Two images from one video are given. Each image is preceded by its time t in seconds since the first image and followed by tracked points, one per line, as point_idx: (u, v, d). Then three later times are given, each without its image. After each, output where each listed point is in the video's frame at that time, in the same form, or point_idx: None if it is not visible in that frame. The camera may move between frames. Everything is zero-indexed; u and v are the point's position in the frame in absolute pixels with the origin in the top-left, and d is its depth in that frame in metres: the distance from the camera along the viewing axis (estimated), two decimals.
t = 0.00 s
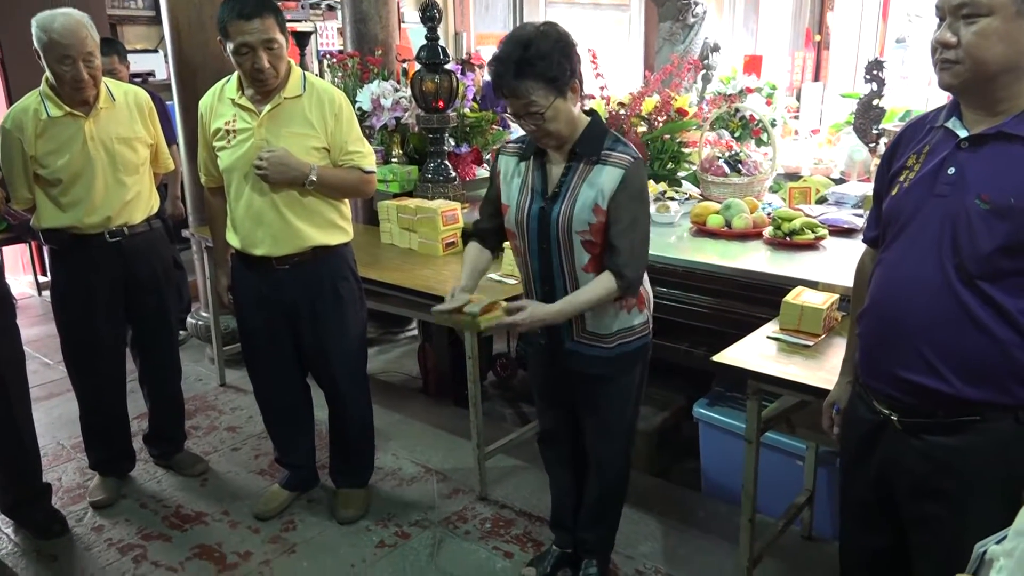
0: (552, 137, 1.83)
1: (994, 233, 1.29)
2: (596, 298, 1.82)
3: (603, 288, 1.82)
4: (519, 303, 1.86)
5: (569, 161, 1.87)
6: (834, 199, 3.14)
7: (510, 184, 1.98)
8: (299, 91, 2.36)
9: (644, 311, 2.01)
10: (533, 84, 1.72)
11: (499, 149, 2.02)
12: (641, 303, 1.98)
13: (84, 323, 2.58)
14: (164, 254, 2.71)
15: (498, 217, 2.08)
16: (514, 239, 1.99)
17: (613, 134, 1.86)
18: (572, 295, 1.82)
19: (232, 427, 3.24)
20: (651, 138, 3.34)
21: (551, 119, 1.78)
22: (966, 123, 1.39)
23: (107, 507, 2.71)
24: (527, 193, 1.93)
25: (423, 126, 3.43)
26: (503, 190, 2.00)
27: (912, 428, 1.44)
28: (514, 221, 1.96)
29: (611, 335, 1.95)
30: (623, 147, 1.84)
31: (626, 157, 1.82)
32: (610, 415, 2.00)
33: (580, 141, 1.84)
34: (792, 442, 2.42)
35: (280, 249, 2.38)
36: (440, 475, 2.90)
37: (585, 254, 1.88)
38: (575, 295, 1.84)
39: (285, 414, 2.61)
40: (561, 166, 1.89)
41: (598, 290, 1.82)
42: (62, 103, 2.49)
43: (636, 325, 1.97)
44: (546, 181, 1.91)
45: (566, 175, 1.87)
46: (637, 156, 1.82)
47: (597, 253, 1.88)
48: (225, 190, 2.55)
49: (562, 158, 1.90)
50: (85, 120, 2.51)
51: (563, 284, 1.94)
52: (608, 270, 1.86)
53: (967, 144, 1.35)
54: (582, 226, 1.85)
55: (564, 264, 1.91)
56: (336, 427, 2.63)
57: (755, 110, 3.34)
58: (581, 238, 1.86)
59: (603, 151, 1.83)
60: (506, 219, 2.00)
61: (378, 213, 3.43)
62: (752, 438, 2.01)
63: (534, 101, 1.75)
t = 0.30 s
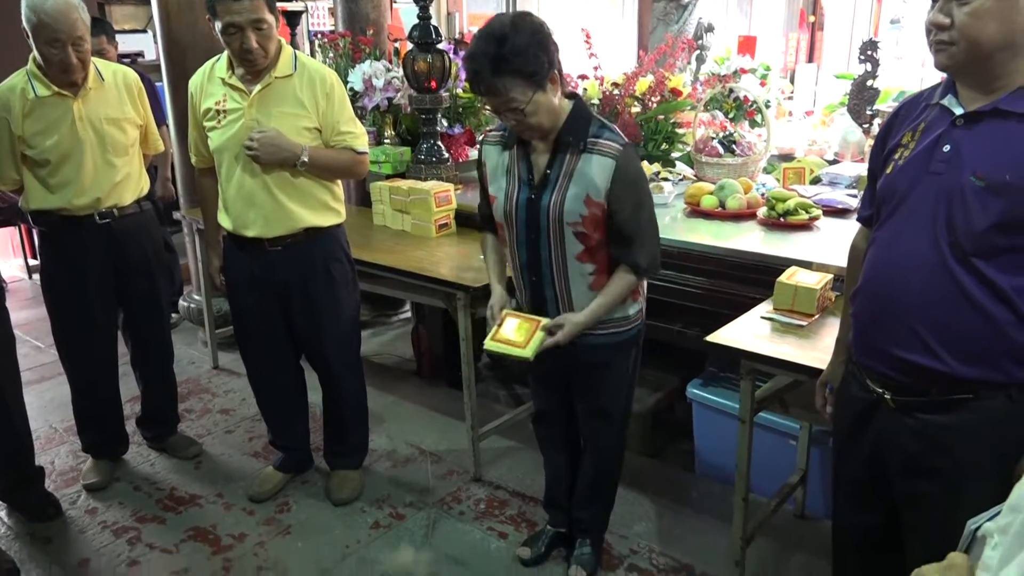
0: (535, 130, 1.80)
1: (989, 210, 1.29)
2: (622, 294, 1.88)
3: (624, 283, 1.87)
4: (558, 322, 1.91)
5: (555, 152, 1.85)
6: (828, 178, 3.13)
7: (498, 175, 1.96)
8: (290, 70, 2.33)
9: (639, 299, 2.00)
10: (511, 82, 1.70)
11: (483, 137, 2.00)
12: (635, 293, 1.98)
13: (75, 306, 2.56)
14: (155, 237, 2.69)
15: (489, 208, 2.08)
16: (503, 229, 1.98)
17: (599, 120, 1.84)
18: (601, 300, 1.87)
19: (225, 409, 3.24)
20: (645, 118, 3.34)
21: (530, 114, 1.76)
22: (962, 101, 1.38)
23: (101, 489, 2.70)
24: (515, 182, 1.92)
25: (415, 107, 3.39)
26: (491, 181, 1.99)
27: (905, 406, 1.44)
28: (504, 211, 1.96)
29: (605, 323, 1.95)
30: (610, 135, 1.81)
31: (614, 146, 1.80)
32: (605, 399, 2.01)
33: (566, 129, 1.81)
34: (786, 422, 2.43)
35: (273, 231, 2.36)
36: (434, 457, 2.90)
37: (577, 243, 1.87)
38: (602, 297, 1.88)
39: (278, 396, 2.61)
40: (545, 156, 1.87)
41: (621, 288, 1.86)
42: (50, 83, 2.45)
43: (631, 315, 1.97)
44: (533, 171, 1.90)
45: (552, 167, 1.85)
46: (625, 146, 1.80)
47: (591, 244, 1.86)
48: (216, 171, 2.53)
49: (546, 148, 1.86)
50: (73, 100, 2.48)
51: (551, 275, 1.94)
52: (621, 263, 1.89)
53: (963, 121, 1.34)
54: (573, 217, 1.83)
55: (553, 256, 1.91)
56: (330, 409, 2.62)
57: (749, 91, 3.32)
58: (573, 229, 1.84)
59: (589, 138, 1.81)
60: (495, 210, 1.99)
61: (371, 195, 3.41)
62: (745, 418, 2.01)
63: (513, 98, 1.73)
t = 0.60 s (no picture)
0: (532, 63, 1.77)
1: (988, 150, 1.27)
2: (626, 219, 1.87)
3: (628, 211, 1.86)
4: (557, 244, 1.89)
5: (553, 85, 1.82)
6: (823, 124, 3.10)
7: (493, 108, 1.93)
8: (279, 2, 2.26)
9: (631, 240, 1.98)
10: (509, 12, 1.67)
11: (478, 71, 1.96)
12: (629, 233, 1.96)
13: (61, 241, 2.53)
14: (141, 173, 2.64)
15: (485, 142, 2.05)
16: (498, 164, 1.95)
17: (599, 52, 1.80)
18: (604, 227, 1.86)
19: (215, 348, 3.23)
20: (640, 60, 3.27)
21: (530, 46, 1.73)
22: (967, 41, 1.35)
23: (92, 425, 2.71)
24: (512, 116, 1.89)
25: (406, 44, 3.33)
26: (486, 114, 1.95)
27: (895, 347, 1.45)
28: (499, 145, 1.93)
29: (597, 261, 1.93)
30: (611, 65, 1.78)
31: (615, 77, 1.77)
32: (595, 339, 2.01)
33: (564, 62, 1.79)
34: (774, 364, 2.45)
35: (262, 168, 2.32)
36: (425, 396, 2.92)
37: (574, 177, 1.85)
38: (605, 222, 1.87)
39: (268, 334, 2.60)
40: (544, 89, 1.84)
41: (627, 213, 1.86)
42: (30, 12, 2.37)
43: (623, 255, 1.96)
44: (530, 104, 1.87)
45: (551, 100, 1.82)
46: (628, 76, 1.77)
47: (589, 176, 1.85)
48: (202, 106, 2.47)
49: (544, 82, 1.83)
50: (55, 31, 2.39)
51: (547, 211, 1.93)
52: (627, 190, 1.88)
53: (967, 60, 1.32)
54: (571, 149, 1.80)
55: (549, 190, 1.89)
56: (321, 348, 2.62)
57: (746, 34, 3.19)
58: (570, 161, 1.82)
59: (590, 70, 1.78)
60: (491, 143, 1.96)
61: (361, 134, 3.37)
62: (735, 359, 2.03)
63: (511, 28, 1.69)
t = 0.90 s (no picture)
0: None
1: (1018, 69, 1.22)
2: (642, 140, 1.83)
3: (643, 131, 1.82)
4: (570, 163, 1.86)
5: None
6: (844, 52, 2.99)
7: (508, 22, 1.88)
8: None
9: (644, 165, 1.94)
10: None
11: None
12: (641, 157, 1.91)
13: (66, 166, 2.50)
14: (145, 97, 2.60)
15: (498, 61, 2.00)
16: (511, 81, 1.90)
17: None
18: (618, 146, 1.83)
19: (223, 277, 3.23)
20: None
21: None
22: None
23: (102, 351, 2.73)
24: (527, 30, 1.84)
25: None
26: (501, 29, 1.91)
27: (911, 276, 1.42)
28: (512, 60, 1.88)
29: (607, 185, 1.90)
30: None
31: None
32: (603, 267, 1.98)
33: None
34: (784, 298, 2.42)
35: (268, 90, 2.27)
36: (432, 327, 2.92)
37: (589, 94, 1.81)
38: (618, 142, 1.84)
39: (275, 263, 2.59)
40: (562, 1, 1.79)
41: (642, 134, 1.82)
42: None
43: (634, 181, 1.92)
44: (546, 18, 1.82)
45: (568, 12, 1.77)
46: None
47: (603, 94, 1.80)
48: (206, 25, 2.41)
49: None
50: None
51: (559, 129, 1.89)
52: (643, 110, 1.84)
53: None
54: (586, 64, 1.76)
55: (562, 106, 1.84)
56: (329, 277, 2.62)
57: None
58: (585, 77, 1.78)
59: None
60: (504, 59, 1.91)
61: (368, 59, 3.29)
62: (746, 291, 2.01)
63: None
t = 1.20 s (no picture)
0: None
1: None
2: (666, 123, 1.81)
3: (666, 113, 1.80)
4: (593, 148, 1.85)
5: None
6: (869, 35, 2.94)
7: (529, 7, 1.87)
8: None
9: (665, 150, 1.92)
10: None
11: None
12: (662, 142, 1.89)
13: (91, 163, 2.53)
14: (168, 94, 2.62)
15: (519, 48, 1.99)
16: (531, 66, 1.89)
17: None
18: (641, 129, 1.81)
19: (247, 272, 3.25)
20: None
21: None
22: None
23: (130, 346, 2.76)
24: (548, 15, 1.83)
25: None
26: (521, 15, 1.90)
27: (941, 261, 1.39)
28: (533, 46, 1.87)
29: (629, 169, 1.88)
30: None
31: None
32: (625, 254, 1.96)
33: None
34: (811, 286, 2.39)
35: (288, 83, 2.27)
36: (455, 319, 2.92)
37: (611, 76, 1.79)
38: (641, 125, 1.82)
39: (299, 257, 2.60)
40: None
41: (666, 116, 1.80)
42: None
43: (655, 165, 1.89)
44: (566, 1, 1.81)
45: None
46: None
47: (626, 76, 1.78)
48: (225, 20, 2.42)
49: None
50: None
51: (581, 112, 1.87)
52: (666, 92, 1.82)
53: None
54: (609, 46, 1.74)
55: (584, 89, 1.83)
56: (352, 271, 2.62)
57: None
58: (607, 59, 1.76)
59: None
60: (524, 45, 1.90)
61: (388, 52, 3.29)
62: (771, 279, 1.98)
63: None
